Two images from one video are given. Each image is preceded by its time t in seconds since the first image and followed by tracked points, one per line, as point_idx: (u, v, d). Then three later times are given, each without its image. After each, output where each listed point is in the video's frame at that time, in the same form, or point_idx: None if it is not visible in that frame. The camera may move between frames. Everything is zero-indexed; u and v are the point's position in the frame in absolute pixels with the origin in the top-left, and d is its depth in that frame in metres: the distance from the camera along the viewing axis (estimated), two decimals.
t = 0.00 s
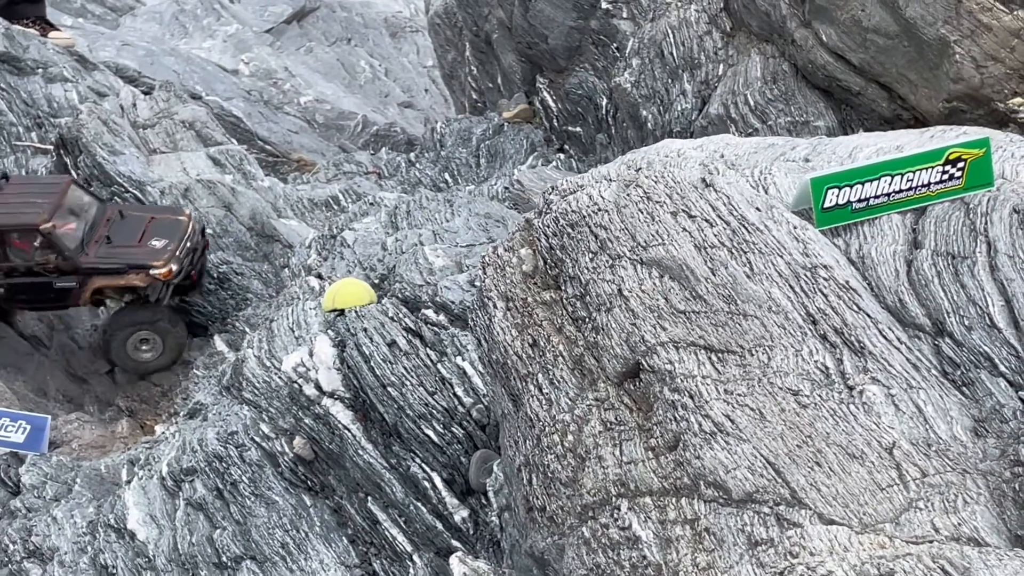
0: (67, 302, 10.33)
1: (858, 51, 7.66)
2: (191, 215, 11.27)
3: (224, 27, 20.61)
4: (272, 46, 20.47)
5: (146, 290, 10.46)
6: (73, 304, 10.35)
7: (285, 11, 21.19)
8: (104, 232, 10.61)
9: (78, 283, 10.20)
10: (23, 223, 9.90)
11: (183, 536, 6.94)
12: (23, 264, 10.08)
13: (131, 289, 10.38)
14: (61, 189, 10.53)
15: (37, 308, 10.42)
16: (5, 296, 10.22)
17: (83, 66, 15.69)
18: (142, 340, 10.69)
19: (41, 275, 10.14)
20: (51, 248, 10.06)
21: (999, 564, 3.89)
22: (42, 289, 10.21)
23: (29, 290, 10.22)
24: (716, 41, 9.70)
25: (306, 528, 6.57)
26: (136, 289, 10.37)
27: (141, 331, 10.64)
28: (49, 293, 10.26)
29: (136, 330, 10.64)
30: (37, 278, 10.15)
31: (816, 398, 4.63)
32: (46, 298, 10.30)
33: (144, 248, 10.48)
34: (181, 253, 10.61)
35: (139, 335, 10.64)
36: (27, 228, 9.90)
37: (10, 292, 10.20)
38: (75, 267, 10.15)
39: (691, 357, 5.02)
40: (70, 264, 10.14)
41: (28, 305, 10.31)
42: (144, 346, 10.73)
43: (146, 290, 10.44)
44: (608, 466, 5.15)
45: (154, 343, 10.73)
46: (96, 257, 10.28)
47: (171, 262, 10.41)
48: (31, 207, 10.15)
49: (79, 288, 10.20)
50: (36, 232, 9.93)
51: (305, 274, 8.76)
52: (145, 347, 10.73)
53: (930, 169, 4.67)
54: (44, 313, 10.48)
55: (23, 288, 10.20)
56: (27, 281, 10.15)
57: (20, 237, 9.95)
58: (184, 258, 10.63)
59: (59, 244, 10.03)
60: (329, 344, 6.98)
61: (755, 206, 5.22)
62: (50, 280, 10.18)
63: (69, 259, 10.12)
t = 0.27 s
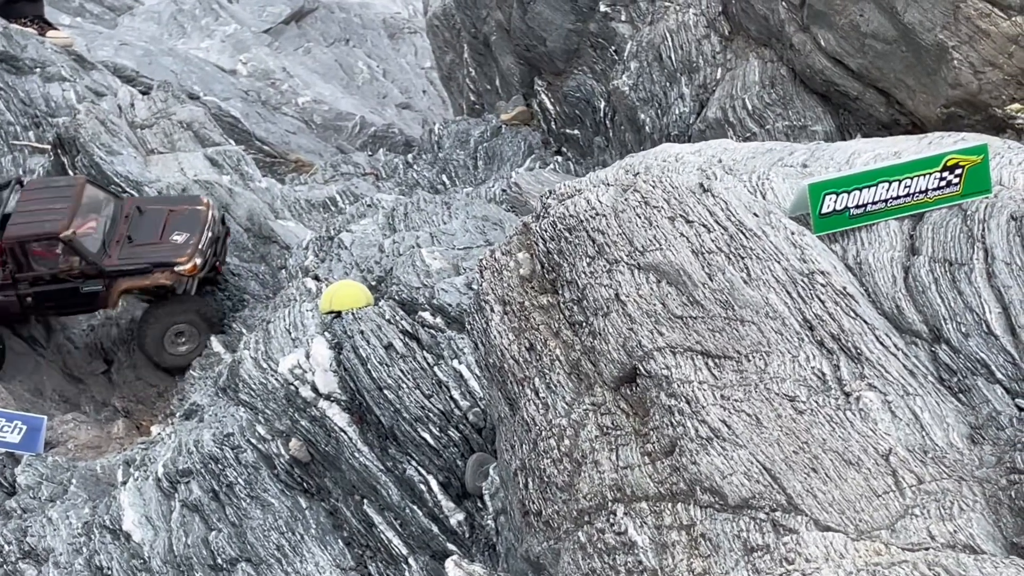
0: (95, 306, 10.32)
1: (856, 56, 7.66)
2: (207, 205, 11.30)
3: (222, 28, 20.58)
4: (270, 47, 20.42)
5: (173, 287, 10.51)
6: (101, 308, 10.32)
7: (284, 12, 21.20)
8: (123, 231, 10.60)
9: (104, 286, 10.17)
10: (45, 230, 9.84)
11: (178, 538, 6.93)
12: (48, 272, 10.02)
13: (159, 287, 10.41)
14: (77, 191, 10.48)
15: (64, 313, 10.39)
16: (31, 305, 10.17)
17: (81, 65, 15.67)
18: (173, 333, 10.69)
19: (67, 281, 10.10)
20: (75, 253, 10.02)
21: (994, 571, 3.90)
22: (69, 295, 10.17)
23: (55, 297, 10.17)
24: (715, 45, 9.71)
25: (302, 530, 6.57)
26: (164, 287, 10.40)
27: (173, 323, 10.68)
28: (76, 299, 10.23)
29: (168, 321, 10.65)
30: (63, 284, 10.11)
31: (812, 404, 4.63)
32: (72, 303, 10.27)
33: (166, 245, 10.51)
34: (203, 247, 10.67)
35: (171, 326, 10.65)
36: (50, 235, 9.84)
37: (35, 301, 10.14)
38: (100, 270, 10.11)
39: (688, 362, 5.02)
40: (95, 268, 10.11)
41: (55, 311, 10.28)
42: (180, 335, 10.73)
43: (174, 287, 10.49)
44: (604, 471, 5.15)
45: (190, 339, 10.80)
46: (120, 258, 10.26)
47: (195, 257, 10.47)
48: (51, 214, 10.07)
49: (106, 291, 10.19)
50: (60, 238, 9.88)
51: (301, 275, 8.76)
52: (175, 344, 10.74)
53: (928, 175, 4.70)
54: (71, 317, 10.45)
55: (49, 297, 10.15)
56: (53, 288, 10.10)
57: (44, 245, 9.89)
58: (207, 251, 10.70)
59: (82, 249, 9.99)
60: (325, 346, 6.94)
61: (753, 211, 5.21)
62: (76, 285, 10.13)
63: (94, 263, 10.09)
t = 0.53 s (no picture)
0: (112, 294, 10.41)
1: (854, 64, 7.66)
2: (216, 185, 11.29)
3: (221, 29, 20.57)
4: (269, 49, 20.38)
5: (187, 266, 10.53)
6: (119, 296, 10.40)
7: (282, 14, 21.09)
8: (133, 216, 10.64)
9: (119, 273, 10.23)
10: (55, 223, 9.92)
11: (174, 543, 6.96)
12: (62, 266, 10.13)
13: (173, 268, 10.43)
14: (84, 183, 10.54)
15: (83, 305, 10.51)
16: (50, 300, 10.30)
17: (80, 68, 15.66)
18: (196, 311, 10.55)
19: (82, 272, 10.20)
20: (86, 243, 10.10)
21: None
22: (85, 286, 10.27)
23: (71, 289, 10.28)
24: (713, 52, 9.71)
25: (297, 537, 6.59)
26: (177, 267, 10.43)
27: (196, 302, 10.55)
28: (93, 289, 10.32)
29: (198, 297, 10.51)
30: (78, 276, 10.21)
31: (808, 415, 4.63)
32: (90, 294, 10.37)
33: (177, 226, 10.54)
34: (213, 224, 10.67)
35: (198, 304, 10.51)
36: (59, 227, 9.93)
37: (53, 295, 10.27)
38: (113, 257, 10.17)
39: (684, 373, 5.02)
40: (107, 255, 10.18)
41: (74, 305, 10.40)
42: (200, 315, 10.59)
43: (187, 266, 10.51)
44: (600, 481, 5.16)
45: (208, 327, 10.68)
46: (131, 244, 10.31)
47: (205, 235, 10.48)
48: (59, 207, 10.17)
49: (120, 278, 10.26)
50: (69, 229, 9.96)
51: (299, 281, 8.77)
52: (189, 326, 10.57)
53: (924, 186, 4.74)
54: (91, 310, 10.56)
55: (67, 289, 10.26)
56: (68, 281, 10.21)
57: (54, 237, 9.98)
58: (217, 229, 10.70)
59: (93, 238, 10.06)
60: (323, 353, 6.94)
61: (750, 222, 5.22)
62: (91, 275, 10.22)
63: (106, 251, 10.16)
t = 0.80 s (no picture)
0: (134, 289, 10.50)
1: (852, 70, 7.66)
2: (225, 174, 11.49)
3: (220, 31, 20.53)
4: (267, 51, 20.31)
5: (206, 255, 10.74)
6: (142, 289, 10.48)
7: (280, 17, 20.97)
8: (149, 210, 10.75)
9: (141, 266, 10.31)
10: (72, 222, 9.91)
11: (171, 547, 6.94)
12: (83, 265, 10.15)
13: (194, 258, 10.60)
14: (95, 181, 10.54)
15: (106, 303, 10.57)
16: (73, 301, 10.31)
17: (78, 69, 15.60)
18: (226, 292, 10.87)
19: (103, 270, 10.25)
20: (104, 240, 10.12)
21: None
22: (107, 283, 10.33)
23: (93, 288, 10.33)
24: (711, 56, 9.70)
25: (294, 541, 6.56)
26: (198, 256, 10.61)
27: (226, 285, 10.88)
28: (114, 285, 10.39)
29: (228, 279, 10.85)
30: (100, 273, 10.26)
31: (807, 422, 4.63)
32: (112, 290, 10.44)
33: (193, 216, 10.72)
34: (228, 211, 10.89)
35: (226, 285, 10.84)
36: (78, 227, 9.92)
37: (76, 295, 10.29)
38: (134, 252, 10.24)
39: (683, 378, 5.02)
40: (127, 251, 10.23)
41: (98, 303, 10.45)
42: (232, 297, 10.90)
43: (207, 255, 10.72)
44: (598, 487, 5.15)
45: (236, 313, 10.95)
46: (149, 237, 10.39)
47: (222, 222, 10.69)
48: (74, 207, 10.14)
49: (142, 272, 10.34)
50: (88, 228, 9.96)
51: (297, 284, 8.76)
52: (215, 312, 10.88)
53: (924, 193, 4.72)
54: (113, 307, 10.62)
55: (89, 288, 10.30)
56: (90, 280, 10.24)
57: (73, 238, 9.97)
58: (233, 215, 10.93)
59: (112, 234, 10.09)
60: (321, 357, 6.95)
61: (749, 227, 5.22)
62: (113, 272, 10.28)
63: (126, 246, 10.21)
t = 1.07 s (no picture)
0: (165, 288, 10.55)
1: (849, 77, 7.66)
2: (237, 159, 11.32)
3: (217, 35, 20.53)
4: (264, 55, 20.28)
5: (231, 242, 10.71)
6: (173, 287, 10.53)
7: (278, 21, 21.11)
8: (166, 207, 10.67)
9: (167, 265, 10.34)
10: (93, 232, 9.97)
11: (166, 552, 6.94)
12: (111, 273, 10.25)
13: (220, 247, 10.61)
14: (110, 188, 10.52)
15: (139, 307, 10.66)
16: (105, 309, 10.42)
17: (75, 72, 15.62)
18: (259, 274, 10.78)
19: (131, 275, 10.33)
20: (127, 244, 10.18)
21: None
22: (137, 287, 10.40)
23: (124, 294, 10.42)
24: (708, 62, 9.71)
25: (289, 547, 6.58)
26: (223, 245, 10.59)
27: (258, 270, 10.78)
28: (144, 288, 10.45)
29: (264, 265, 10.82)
30: (128, 278, 10.34)
31: (802, 431, 4.63)
32: (143, 293, 10.52)
33: (211, 207, 10.63)
34: (245, 197, 10.77)
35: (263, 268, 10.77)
36: (99, 235, 9.99)
37: (108, 303, 10.39)
38: (158, 252, 10.26)
39: (678, 387, 5.02)
40: (152, 252, 10.26)
41: (130, 307, 10.54)
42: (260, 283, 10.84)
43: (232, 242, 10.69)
44: (593, 494, 5.15)
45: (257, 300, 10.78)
46: (170, 235, 10.38)
47: (241, 209, 10.61)
48: (92, 216, 10.20)
49: (170, 270, 10.38)
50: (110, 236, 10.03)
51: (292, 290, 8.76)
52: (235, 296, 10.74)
53: (919, 202, 4.73)
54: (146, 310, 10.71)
55: (121, 293, 10.39)
56: (119, 286, 10.33)
57: (97, 246, 10.06)
58: (251, 200, 10.80)
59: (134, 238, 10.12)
60: (317, 363, 6.94)
61: (745, 236, 5.22)
62: (141, 274, 10.34)
63: (150, 247, 10.23)
